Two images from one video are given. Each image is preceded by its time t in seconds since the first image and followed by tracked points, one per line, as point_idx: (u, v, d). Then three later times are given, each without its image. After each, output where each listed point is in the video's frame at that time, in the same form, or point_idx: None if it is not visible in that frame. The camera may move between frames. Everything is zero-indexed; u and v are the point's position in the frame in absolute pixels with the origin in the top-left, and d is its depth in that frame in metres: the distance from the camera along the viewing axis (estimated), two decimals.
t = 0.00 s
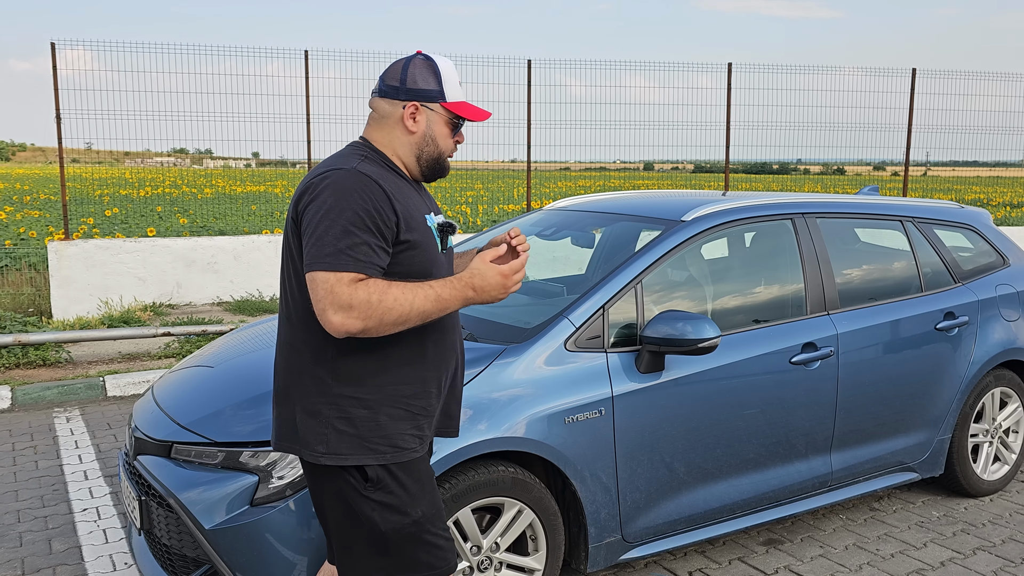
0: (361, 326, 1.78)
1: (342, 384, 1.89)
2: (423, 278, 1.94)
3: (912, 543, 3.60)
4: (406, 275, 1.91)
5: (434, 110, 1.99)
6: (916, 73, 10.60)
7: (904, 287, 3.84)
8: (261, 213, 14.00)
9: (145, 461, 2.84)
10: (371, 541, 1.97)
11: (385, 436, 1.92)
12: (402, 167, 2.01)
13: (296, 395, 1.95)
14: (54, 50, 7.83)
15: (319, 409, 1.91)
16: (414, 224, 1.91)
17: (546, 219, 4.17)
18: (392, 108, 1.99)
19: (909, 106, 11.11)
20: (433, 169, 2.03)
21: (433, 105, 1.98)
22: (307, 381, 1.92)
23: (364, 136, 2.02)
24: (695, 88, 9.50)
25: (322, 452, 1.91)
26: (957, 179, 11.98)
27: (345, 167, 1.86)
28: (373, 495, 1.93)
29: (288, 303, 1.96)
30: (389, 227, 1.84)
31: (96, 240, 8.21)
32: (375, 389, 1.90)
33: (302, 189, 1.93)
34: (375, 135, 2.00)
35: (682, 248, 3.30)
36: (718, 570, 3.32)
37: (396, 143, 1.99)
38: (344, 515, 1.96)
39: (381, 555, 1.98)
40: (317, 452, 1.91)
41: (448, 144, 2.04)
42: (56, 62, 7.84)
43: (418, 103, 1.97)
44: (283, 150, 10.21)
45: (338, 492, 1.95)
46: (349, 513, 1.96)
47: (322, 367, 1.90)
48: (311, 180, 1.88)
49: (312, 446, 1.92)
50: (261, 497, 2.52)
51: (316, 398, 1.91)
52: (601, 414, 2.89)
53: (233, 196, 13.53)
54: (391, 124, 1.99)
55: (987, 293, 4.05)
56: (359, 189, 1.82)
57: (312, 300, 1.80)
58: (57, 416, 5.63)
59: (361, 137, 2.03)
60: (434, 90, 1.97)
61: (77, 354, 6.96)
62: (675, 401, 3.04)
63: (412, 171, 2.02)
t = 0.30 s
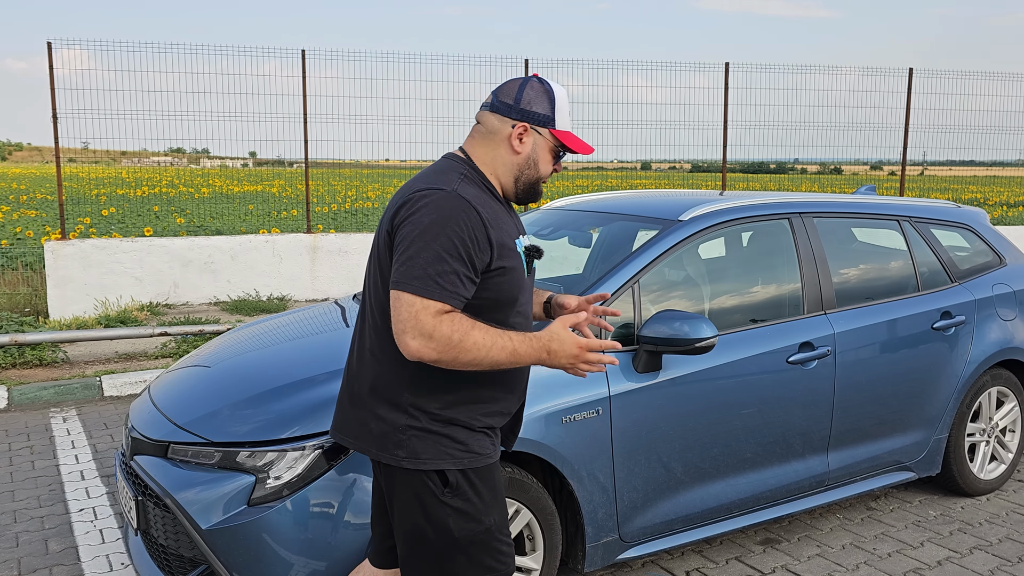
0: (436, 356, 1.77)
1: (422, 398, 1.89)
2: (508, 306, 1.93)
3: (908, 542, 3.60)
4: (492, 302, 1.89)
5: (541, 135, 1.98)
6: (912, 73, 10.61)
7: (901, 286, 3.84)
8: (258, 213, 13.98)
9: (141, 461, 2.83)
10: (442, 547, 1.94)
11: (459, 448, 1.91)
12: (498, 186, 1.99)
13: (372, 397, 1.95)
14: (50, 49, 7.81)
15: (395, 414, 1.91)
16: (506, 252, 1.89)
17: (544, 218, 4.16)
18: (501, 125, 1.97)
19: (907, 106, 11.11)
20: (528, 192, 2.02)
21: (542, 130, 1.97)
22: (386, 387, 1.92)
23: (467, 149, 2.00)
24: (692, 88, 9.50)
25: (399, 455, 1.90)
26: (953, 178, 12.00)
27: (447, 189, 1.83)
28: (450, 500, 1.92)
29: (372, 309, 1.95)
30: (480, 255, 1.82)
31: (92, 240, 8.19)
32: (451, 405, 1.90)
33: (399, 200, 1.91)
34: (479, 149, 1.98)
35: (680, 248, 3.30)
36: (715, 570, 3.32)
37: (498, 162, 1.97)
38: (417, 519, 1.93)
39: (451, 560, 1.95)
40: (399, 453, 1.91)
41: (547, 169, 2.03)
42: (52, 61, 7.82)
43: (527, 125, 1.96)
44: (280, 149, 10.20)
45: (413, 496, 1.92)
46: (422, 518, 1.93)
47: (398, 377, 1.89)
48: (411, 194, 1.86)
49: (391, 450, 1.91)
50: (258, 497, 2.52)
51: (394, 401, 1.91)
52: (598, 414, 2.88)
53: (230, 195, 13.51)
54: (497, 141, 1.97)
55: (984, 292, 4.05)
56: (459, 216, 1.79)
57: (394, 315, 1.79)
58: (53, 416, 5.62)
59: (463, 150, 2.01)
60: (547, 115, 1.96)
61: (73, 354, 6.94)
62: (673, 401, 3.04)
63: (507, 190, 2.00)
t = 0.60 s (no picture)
0: (587, 344, 1.90)
1: (534, 385, 2.00)
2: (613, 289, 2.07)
3: (899, 539, 3.61)
4: (606, 286, 2.02)
5: (634, 120, 2.11)
6: (903, 72, 10.65)
7: (892, 284, 3.85)
8: (249, 211, 13.91)
9: (130, 461, 2.81)
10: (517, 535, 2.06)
11: (558, 434, 2.03)
12: (591, 168, 2.12)
13: (486, 387, 2.03)
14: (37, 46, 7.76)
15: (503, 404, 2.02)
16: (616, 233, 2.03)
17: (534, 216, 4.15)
18: (594, 109, 2.09)
19: (897, 104, 11.15)
20: (619, 175, 2.15)
21: (634, 114, 2.10)
22: (496, 377, 2.01)
23: (563, 132, 2.12)
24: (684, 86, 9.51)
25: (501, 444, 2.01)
26: (944, 176, 12.04)
27: (560, 174, 1.91)
28: (532, 489, 2.03)
29: (482, 302, 2.01)
30: (604, 241, 1.94)
31: (82, 239, 8.14)
32: (560, 389, 2.01)
33: (504, 192, 1.97)
34: (573, 132, 2.10)
35: (672, 245, 3.30)
36: (707, 568, 3.32)
37: (593, 146, 2.10)
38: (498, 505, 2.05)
39: (522, 549, 2.06)
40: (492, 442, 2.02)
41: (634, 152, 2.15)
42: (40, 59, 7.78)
43: (622, 110, 2.09)
44: (271, 148, 10.16)
45: (501, 483, 2.03)
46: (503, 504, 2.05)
47: (516, 367, 1.99)
48: (523, 184, 1.92)
49: (490, 439, 2.02)
50: (247, 496, 2.50)
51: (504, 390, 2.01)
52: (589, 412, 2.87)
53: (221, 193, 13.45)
54: (591, 124, 2.09)
55: (974, 290, 4.06)
56: (580, 199, 1.89)
57: (537, 311, 1.87)
58: (42, 416, 5.58)
59: (559, 133, 2.12)
60: (639, 101, 2.09)
61: (62, 354, 6.90)
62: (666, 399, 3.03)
63: (600, 172, 2.13)
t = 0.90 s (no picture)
0: (703, 321, 2.03)
1: (644, 373, 2.11)
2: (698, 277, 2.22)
3: (874, 533, 3.64)
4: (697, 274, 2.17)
5: (690, 118, 2.30)
6: (878, 69, 10.76)
7: (867, 279, 3.87)
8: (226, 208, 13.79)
9: (101, 461, 2.77)
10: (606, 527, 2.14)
11: (659, 421, 2.14)
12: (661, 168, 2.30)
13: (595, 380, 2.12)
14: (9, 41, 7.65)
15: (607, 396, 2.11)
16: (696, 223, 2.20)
17: (512, 212, 4.14)
18: (659, 115, 2.25)
19: (873, 101, 11.24)
20: (681, 170, 2.34)
21: (690, 114, 2.29)
22: (602, 369, 2.11)
23: (630, 140, 2.27)
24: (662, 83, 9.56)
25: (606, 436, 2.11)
26: (918, 173, 12.17)
27: (650, 168, 2.10)
28: (622, 484, 2.13)
29: (585, 297, 2.12)
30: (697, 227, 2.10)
31: (55, 236, 8.03)
32: (663, 378, 2.13)
33: (597, 192, 2.11)
34: (642, 138, 2.27)
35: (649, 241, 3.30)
36: (683, 563, 3.32)
37: (661, 149, 2.27)
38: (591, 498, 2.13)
39: (610, 542, 2.15)
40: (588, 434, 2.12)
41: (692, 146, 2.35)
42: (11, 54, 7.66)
43: (682, 112, 2.27)
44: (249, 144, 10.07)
45: (592, 476, 2.13)
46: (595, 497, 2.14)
47: (624, 356, 2.10)
48: (619, 180, 2.08)
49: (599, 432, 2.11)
50: (220, 496, 2.47)
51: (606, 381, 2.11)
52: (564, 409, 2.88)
53: (198, 190, 13.33)
54: (658, 129, 2.26)
55: (947, 285, 4.10)
56: (676, 187, 2.06)
57: (656, 296, 1.98)
58: (14, 416, 5.49)
59: (626, 141, 2.27)
60: (693, 101, 2.28)
61: (35, 353, 6.80)
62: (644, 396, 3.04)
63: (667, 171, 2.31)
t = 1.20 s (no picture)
0: (753, 290, 2.16)
1: (713, 337, 2.25)
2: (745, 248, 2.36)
3: (831, 523, 3.68)
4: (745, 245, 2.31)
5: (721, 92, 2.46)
6: (835, 65, 10.94)
7: (823, 272, 3.91)
8: (185, 204, 13.56)
9: (49, 464, 2.69)
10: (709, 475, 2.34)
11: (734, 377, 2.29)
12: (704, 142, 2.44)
13: (667, 349, 2.25)
14: None
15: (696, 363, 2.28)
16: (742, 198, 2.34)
17: (472, 207, 4.11)
18: (697, 92, 2.40)
19: (830, 95, 11.42)
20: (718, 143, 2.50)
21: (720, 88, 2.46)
22: (674, 338, 2.24)
23: (674, 120, 2.41)
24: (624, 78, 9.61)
25: (692, 398, 2.24)
26: (875, 167, 12.39)
27: (700, 149, 2.22)
28: (734, 431, 2.29)
29: (647, 273, 2.24)
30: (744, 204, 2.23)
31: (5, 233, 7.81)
32: (728, 339, 2.28)
33: (651, 173, 2.24)
34: (685, 117, 2.41)
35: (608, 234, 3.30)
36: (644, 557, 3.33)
37: (702, 124, 2.42)
38: (700, 452, 2.29)
39: (743, 481, 2.31)
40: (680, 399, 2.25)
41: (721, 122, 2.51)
42: None
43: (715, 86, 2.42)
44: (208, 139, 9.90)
45: (702, 433, 2.27)
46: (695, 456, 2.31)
47: (690, 324, 2.23)
48: (672, 161, 2.21)
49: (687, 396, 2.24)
50: (172, 499, 2.41)
51: (681, 351, 2.24)
52: (524, 405, 2.86)
53: (155, 185, 13.08)
54: (697, 106, 2.41)
55: (901, 278, 4.16)
56: (725, 166, 2.19)
57: (710, 267, 2.11)
58: None
59: (671, 123, 2.41)
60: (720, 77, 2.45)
61: None
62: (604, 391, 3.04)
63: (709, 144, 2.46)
